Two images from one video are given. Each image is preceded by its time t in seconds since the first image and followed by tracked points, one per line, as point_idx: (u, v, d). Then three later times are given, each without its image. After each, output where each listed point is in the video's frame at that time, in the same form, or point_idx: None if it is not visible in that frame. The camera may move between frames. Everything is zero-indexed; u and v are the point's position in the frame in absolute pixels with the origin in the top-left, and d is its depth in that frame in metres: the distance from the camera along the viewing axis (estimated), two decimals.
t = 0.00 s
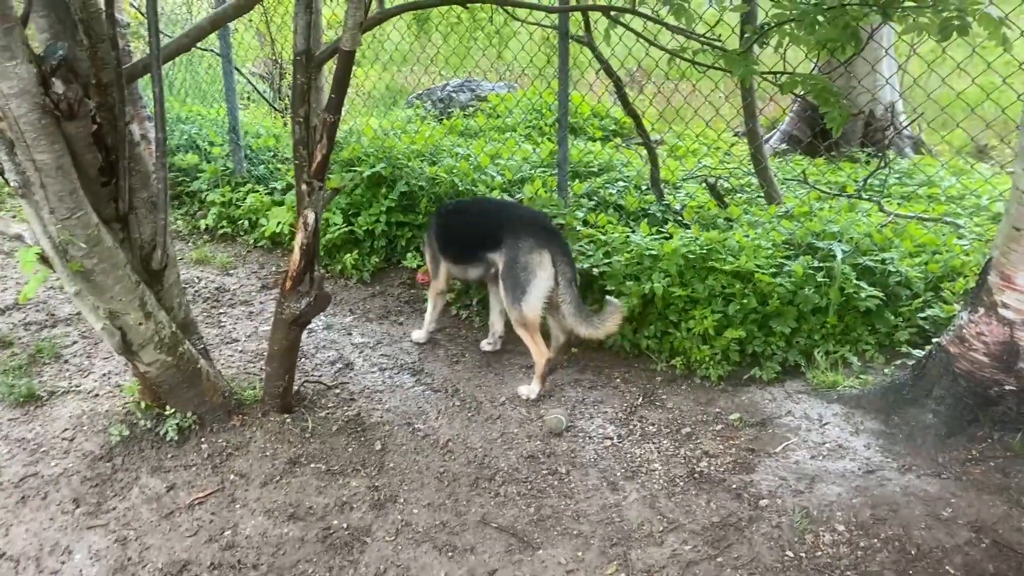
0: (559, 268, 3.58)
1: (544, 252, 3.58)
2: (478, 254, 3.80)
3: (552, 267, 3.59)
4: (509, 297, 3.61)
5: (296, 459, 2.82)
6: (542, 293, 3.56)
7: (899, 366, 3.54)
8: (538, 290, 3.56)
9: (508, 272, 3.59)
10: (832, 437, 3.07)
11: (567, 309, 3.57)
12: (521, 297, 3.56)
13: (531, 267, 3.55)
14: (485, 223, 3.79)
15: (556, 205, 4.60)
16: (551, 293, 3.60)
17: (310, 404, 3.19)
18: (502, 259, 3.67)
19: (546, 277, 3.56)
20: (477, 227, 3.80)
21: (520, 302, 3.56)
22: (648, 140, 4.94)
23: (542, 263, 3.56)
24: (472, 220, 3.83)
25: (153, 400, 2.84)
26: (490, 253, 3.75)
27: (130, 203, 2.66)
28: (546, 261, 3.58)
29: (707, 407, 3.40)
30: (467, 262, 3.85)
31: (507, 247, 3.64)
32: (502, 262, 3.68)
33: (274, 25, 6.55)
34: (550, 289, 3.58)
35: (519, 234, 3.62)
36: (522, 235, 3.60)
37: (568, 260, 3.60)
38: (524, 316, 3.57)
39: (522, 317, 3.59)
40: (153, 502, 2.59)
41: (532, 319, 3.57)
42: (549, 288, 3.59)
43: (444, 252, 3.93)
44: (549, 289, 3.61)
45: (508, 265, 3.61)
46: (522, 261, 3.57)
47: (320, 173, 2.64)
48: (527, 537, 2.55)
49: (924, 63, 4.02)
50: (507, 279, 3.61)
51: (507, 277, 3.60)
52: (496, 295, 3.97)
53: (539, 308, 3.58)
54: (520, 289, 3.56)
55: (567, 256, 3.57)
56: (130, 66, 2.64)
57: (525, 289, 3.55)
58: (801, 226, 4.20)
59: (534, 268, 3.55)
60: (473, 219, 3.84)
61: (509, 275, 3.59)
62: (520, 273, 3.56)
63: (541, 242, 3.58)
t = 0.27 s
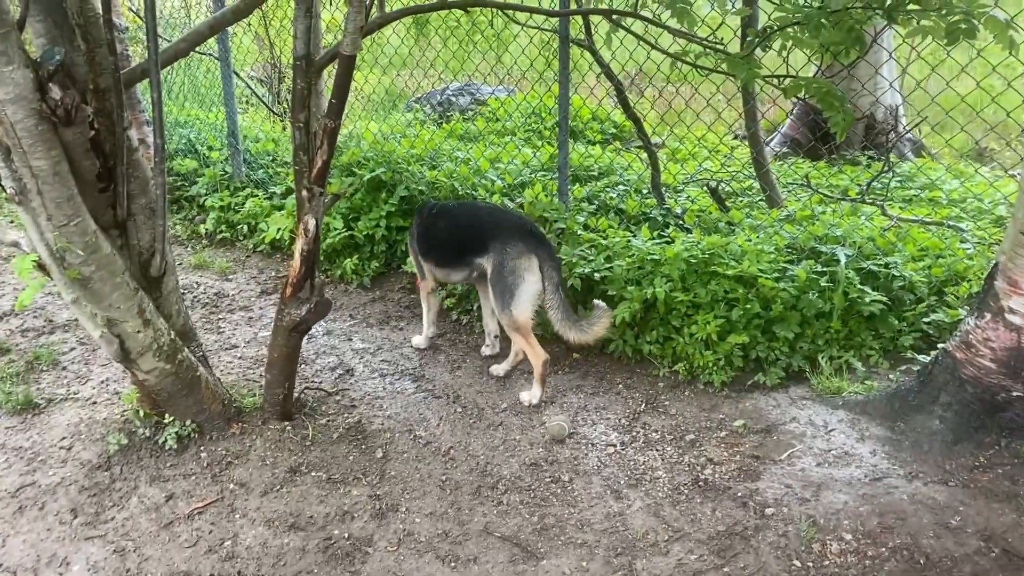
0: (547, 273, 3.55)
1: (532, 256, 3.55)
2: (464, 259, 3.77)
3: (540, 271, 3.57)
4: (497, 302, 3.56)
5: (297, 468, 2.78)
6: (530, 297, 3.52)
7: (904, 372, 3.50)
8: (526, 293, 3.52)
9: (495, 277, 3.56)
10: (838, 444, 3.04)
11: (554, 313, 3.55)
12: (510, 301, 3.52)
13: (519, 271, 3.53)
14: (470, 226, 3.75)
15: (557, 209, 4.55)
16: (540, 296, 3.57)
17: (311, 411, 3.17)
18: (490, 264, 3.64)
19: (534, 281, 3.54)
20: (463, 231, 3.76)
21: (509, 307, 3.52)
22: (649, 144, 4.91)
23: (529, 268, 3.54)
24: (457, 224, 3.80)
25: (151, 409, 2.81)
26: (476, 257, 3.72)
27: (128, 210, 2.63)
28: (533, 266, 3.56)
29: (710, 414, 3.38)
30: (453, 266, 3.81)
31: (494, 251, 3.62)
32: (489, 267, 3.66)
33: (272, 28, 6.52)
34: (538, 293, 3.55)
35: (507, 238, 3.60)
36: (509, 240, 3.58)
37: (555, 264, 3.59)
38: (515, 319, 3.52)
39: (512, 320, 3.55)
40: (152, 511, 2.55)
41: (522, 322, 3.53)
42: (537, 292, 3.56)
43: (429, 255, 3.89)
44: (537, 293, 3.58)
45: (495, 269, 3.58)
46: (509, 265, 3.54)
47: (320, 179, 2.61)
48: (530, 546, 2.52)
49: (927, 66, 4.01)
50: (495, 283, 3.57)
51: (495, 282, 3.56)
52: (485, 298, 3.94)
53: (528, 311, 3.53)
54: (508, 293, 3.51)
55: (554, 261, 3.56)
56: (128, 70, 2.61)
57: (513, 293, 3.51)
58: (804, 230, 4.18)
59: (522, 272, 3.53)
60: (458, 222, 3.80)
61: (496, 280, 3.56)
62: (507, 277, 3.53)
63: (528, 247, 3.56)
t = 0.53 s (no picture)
0: (537, 277, 3.50)
1: (521, 261, 3.51)
2: (456, 263, 3.74)
3: (530, 276, 3.52)
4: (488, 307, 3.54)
5: (297, 479, 2.74)
6: (519, 302, 3.48)
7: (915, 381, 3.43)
8: (516, 298, 3.47)
9: (485, 282, 3.53)
10: (849, 454, 2.99)
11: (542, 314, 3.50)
12: (500, 306, 3.48)
13: (509, 276, 3.48)
14: (461, 229, 3.72)
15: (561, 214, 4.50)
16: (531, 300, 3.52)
17: (312, 420, 3.12)
18: (481, 269, 3.61)
19: (524, 285, 3.49)
20: (454, 234, 3.73)
21: (500, 312, 3.48)
22: (654, 147, 4.86)
23: (519, 273, 3.49)
24: (448, 227, 3.76)
25: (149, 418, 2.76)
26: (468, 262, 3.69)
27: (126, 217, 2.58)
28: (523, 271, 3.51)
29: (718, 423, 3.32)
30: (445, 270, 3.79)
31: (485, 256, 3.59)
32: (480, 272, 3.63)
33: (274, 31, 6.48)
34: (528, 296, 3.50)
35: (496, 243, 3.56)
36: (499, 244, 3.54)
37: (545, 268, 3.54)
38: (506, 323, 3.48)
39: (503, 324, 3.50)
40: (149, 524, 2.50)
41: (514, 326, 3.48)
42: (527, 297, 3.51)
43: (421, 258, 3.86)
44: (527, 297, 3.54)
45: (485, 274, 3.54)
46: (499, 270, 3.50)
47: (321, 185, 2.56)
48: (535, 560, 2.47)
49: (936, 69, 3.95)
50: (485, 288, 3.53)
51: (485, 287, 3.53)
52: (478, 302, 3.90)
53: (518, 315, 3.48)
54: (497, 298, 3.48)
55: (544, 266, 3.51)
56: (125, 75, 2.57)
57: (502, 298, 3.47)
58: (813, 235, 4.12)
59: (511, 277, 3.49)
60: (449, 225, 3.76)
61: (486, 285, 3.52)
62: (496, 283, 3.49)
63: (518, 251, 3.51)
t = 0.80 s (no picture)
0: (538, 283, 3.43)
1: (521, 266, 3.43)
2: (457, 267, 3.68)
3: (530, 281, 3.44)
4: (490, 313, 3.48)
5: (299, 491, 2.68)
6: (520, 308, 3.41)
7: (931, 390, 3.33)
8: (516, 303, 3.40)
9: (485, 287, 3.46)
10: (864, 467, 2.91)
11: (546, 320, 3.46)
12: (500, 313, 3.42)
13: (508, 282, 3.41)
14: (462, 234, 3.65)
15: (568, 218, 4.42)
16: (532, 306, 3.44)
17: (315, 429, 3.07)
18: (482, 274, 3.55)
19: (524, 291, 3.42)
20: (454, 239, 3.66)
21: (501, 318, 3.41)
22: (663, 149, 4.78)
23: (518, 278, 3.42)
24: (449, 231, 3.70)
25: (149, 428, 2.72)
26: (469, 267, 3.63)
27: (125, 223, 2.54)
28: (523, 276, 3.43)
29: (729, 434, 3.25)
30: (447, 275, 3.73)
31: (485, 261, 3.52)
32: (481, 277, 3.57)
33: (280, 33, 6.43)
34: (529, 302, 3.43)
35: (496, 248, 3.49)
36: (497, 249, 3.47)
37: (546, 273, 3.46)
38: (508, 330, 3.42)
39: (506, 331, 3.44)
40: (148, 538, 2.45)
41: (516, 332, 3.42)
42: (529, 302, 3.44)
43: (423, 263, 3.81)
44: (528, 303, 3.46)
45: (485, 280, 3.48)
46: (498, 276, 3.43)
47: (323, 192, 2.51)
48: None
49: (952, 70, 3.86)
50: (486, 294, 3.47)
51: (486, 293, 3.47)
52: (482, 307, 3.83)
53: (521, 321, 3.42)
54: (497, 304, 3.42)
55: (545, 271, 3.42)
56: (123, 78, 2.52)
57: (502, 304, 3.40)
58: (825, 240, 4.02)
59: (511, 283, 3.41)
60: (450, 229, 3.70)
61: (487, 291, 3.46)
62: (496, 288, 3.43)
63: (517, 256, 3.44)
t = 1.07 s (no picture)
0: (541, 294, 3.38)
1: (524, 276, 3.38)
2: (463, 276, 3.65)
3: (533, 292, 3.39)
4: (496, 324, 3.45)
5: (303, 505, 2.64)
6: (523, 319, 3.36)
7: (951, 404, 3.23)
8: (519, 314, 3.36)
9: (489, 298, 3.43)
10: (882, 483, 2.82)
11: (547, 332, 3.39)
12: (504, 323, 3.38)
13: (511, 292, 3.37)
14: (468, 243, 3.62)
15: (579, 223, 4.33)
16: (536, 316, 3.39)
17: (321, 440, 3.03)
18: (486, 284, 3.52)
19: (528, 302, 3.37)
20: (460, 248, 3.63)
21: (504, 330, 3.37)
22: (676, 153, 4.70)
23: (521, 288, 3.37)
24: (456, 240, 3.67)
25: (152, 440, 2.69)
26: (475, 276, 3.59)
27: (128, 233, 2.51)
28: (526, 286, 3.38)
29: (743, 447, 3.18)
30: (453, 283, 3.71)
31: (489, 271, 3.48)
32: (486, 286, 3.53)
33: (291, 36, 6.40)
34: (533, 313, 3.38)
35: (500, 257, 3.45)
36: (501, 259, 3.43)
37: (550, 284, 3.41)
38: (513, 341, 3.37)
39: (511, 342, 3.40)
40: (149, 553, 2.43)
41: (522, 343, 3.37)
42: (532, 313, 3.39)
43: (430, 271, 3.79)
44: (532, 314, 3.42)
45: (490, 290, 3.44)
46: (502, 286, 3.39)
47: (327, 202, 2.47)
48: None
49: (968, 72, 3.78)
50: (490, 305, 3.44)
51: (490, 303, 3.43)
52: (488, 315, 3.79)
53: (525, 332, 3.36)
54: (501, 315, 3.38)
55: (548, 282, 3.37)
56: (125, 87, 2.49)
57: (506, 315, 3.36)
58: (842, 247, 3.92)
59: (514, 293, 3.37)
60: (457, 238, 3.67)
61: (491, 301, 3.43)
62: (499, 298, 3.39)
63: (520, 266, 3.39)
